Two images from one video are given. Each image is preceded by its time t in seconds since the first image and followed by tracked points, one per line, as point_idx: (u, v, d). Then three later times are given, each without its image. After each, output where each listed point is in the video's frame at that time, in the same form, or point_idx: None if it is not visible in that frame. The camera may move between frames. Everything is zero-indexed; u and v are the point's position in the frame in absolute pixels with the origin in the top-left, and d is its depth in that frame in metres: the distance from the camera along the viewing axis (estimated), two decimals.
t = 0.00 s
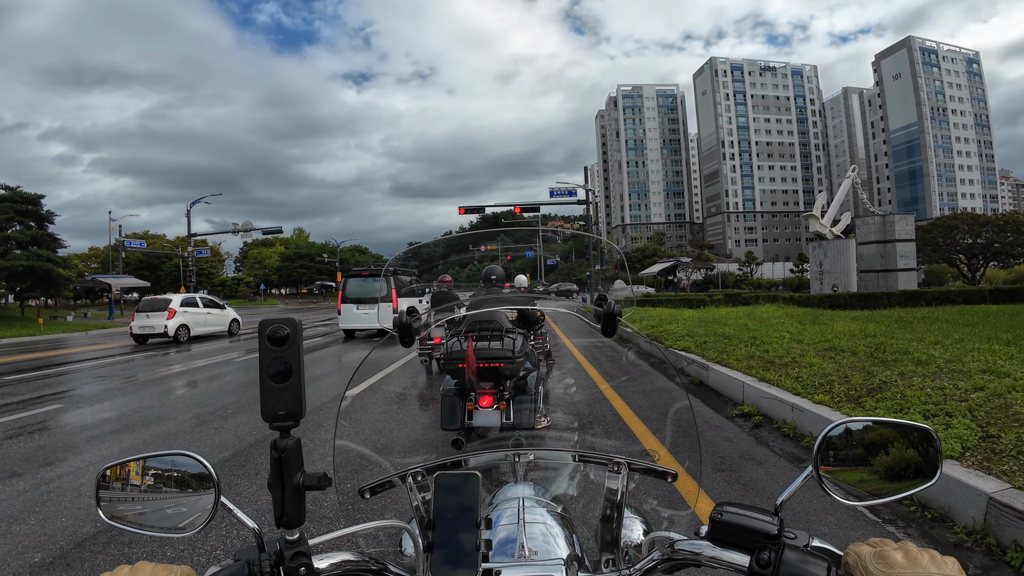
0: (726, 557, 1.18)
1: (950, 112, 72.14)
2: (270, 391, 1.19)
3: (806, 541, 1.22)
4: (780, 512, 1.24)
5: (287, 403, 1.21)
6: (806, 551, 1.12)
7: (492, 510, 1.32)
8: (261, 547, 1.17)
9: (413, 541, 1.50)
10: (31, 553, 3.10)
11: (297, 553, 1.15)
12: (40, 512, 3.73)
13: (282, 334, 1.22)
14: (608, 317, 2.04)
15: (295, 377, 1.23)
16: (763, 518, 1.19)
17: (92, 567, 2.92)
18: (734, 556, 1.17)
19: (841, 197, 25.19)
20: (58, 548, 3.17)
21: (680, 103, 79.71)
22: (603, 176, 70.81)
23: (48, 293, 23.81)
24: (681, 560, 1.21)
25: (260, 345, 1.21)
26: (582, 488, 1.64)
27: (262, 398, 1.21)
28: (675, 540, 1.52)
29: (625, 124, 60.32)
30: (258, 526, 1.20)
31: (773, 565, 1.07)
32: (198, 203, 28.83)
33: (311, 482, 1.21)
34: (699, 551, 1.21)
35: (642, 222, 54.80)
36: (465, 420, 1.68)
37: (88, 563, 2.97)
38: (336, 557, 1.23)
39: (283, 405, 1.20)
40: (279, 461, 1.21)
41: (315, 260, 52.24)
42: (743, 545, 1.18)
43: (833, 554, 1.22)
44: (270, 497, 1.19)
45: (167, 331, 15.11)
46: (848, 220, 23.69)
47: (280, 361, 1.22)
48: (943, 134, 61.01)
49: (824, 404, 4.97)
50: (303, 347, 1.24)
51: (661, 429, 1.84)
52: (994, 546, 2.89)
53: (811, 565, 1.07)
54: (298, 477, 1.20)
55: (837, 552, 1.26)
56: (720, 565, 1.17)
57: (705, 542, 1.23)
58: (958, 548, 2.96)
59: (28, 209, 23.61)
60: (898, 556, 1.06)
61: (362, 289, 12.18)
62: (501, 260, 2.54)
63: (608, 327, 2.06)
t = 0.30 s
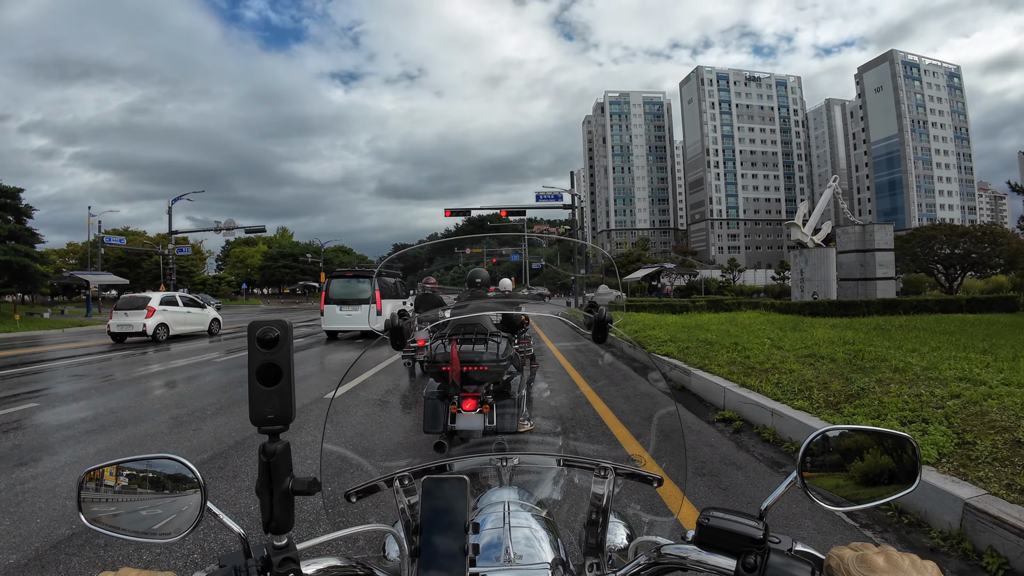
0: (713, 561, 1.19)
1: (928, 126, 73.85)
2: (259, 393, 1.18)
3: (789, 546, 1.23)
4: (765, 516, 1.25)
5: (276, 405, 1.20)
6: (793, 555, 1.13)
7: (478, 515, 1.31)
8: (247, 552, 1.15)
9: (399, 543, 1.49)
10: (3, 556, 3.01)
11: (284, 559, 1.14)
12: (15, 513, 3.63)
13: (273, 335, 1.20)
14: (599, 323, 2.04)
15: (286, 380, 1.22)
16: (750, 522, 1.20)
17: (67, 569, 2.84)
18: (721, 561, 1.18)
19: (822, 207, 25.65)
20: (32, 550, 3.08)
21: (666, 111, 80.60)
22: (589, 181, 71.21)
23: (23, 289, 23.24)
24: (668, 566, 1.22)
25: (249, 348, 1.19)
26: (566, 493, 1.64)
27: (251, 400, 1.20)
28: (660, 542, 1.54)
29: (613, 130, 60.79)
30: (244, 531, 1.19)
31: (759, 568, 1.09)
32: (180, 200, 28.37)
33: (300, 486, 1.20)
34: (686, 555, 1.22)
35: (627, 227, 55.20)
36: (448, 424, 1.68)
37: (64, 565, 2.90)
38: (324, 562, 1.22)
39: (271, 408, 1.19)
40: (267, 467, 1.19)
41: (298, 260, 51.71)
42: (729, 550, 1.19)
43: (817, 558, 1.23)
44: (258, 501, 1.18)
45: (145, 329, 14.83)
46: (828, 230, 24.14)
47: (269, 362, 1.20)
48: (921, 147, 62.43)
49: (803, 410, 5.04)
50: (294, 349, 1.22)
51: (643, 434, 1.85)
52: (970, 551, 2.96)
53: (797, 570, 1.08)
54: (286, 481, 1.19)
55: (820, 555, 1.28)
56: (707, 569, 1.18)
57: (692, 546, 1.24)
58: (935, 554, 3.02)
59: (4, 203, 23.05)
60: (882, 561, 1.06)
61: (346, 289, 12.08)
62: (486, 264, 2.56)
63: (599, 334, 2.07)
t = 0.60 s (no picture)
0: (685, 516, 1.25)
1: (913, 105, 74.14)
2: (241, 336, 1.17)
3: (757, 503, 1.28)
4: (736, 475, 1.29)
5: (257, 349, 1.18)
6: (759, 513, 1.18)
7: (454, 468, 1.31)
8: (224, 496, 1.17)
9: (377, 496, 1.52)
10: None
11: (263, 504, 1.15)
12: None
13: (255, 277, 1.16)
14: (583, 279, 2.06)
15: (267, 323, 1.19)
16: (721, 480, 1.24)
17: (45, 527, 2.84)
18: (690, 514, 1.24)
19: (805, 183, 25.82)
20: (7, 511, 3.06)
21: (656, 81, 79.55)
22: (575, 149, 70.47)
23: None
24: (639, 520, 1.27)
25: (231, 290, 1.16)
26: (540, 450, 1.67)
27: (231, 342, 1.18)
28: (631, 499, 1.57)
29: (601, 99, 59.93)
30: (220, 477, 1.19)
31: (729, 524, 1.14)
32: (154, 158, 27.48)
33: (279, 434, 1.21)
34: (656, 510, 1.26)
35: (612, 199, 55.10)
36: (425, 383, 1.73)
37: (42, 525, 2.90)
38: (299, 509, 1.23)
39: (253, 350, 1.18)
40: (247, 410, 1.18)
41: (279, 223, 50.77)
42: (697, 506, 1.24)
43: (783, 516, 1.28)
44: (236, 446, 1.17)
45: (120, 291, 14.55)
46: (810, 207, 24.38)
47: (253, 305, 1.18)
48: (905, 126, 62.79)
49: (773, 380, 5.18)
50: (276, 292, 1.20)
51: (617, 400, 1.89)
52: (927, 523, 3.10)
53: (764, 526, 1.12)
54: (265, 426, 1.19)
55: (787, 514, 1.32)
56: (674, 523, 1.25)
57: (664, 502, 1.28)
58: (892, 522, 3.17)
59: None
60: (845, 522, 1.09)
61: (327, 253, 11.92)
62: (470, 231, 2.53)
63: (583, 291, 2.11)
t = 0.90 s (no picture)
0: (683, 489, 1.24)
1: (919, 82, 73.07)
2: (242, 310, 1.16)
3: (754, 476, 1.29)
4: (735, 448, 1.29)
5: (259, 323, 1.18)
6: (755, 484, 1.21)
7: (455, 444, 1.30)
8: (229, 469, 1.18)
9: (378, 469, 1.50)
10: None
11: (267, 476, 1.14)
12: None
13: (255, 251, 1.16)
14: (586, 254, 2.04)
15: (268, 297, 1.19)
16: (720, 453, 1.21)
17: (52, 507, 2.89)
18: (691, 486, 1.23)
19: (808, 161, 25.57)
20: (14, 490, 3.11)
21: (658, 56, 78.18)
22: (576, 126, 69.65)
23: None
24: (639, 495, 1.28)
25: (232, 264, 1.15)
26: (539, 425, 1.68)
27: (233, 318, 1.17)
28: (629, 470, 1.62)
29: (602, 74, 59.00)
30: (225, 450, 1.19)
31: (727, 495, 1.18)
32: (149, 136, 27.16)
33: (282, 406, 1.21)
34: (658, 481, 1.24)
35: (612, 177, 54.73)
36: (425, 360, 1.69)
37: (48, 503, 2.94)
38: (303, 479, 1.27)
39: (254, 325, 1.17)
40: (250, 383, 1.17)
41: (277, 202, 50.47)
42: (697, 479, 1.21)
43: (780, 489, 1.28)
44: (241, 419, 1.17)
45: (120, 271, 14.54)
46: (812, 185, 24.20)
47: (254, 279, 1.17)
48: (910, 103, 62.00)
49: (771, 358, 5.20)
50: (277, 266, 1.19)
51: (615, 374, 1.90)
52: (920, 500, 3.14)
53: (759, 497, 1.15)
54: (269, 399, 1.19)
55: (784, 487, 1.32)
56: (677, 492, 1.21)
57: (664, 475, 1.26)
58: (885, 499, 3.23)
59: None
60: (842, 495, 1.11)
61: (326, 231, 11.87)
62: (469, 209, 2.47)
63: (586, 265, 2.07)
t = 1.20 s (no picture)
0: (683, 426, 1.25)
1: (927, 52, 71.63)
2: (238, 238, 1.17)
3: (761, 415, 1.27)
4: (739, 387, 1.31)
5: (255, 252, 1.19)
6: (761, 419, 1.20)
7: (458, 392, 1.37)
8: (228, 404, 1.17)
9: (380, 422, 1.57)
10: None
11: (267, 407, 1.14)
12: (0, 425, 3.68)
13: (251, 177, 1.18)
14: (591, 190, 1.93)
15: (265, 229, 1.21)
16: (726, 390, 1.26)
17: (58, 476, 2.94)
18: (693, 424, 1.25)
19: (812, 133, 25.22)
20: (20, 459, 3.16)
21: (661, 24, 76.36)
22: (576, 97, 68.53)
23: None
24: (643, 429, 1.27)
25: (228, 190, 1.17)
26: (542, 376, 1.69)
27: (229, 247, 1.19)
28: (633, 411, 1.63)
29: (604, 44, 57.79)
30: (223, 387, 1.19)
31: (733, 429, 1.15)
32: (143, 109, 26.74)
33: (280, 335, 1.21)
34: (661, 420, 1.26)
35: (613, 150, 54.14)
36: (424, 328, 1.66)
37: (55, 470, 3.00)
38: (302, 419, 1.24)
39: (251, 255, 1.19)
40: (247, 313, 1.19)
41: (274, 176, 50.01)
42: (703, 413, 1.25)
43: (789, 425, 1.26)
44: (238, 350, 1.18)
45: (118, 246, 14.50)
46: (815, 158, 23.92)
47: (249, 206, 1.19)
48: (916, 75, 60.90)
49: (770, 328, 5.22)
50: (273, 194, 1.21)
51: (606, 333, 1.92)
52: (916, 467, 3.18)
53: (767, 430, 1.14)
54: (266, 330, 1.20)
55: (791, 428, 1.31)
56: (680, 431, 1.24)
57: (666, 411, 1.28)
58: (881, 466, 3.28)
59: None
60: (851, 426, 1.10)
61: (324, 204, 11.78)
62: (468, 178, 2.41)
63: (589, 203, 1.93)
